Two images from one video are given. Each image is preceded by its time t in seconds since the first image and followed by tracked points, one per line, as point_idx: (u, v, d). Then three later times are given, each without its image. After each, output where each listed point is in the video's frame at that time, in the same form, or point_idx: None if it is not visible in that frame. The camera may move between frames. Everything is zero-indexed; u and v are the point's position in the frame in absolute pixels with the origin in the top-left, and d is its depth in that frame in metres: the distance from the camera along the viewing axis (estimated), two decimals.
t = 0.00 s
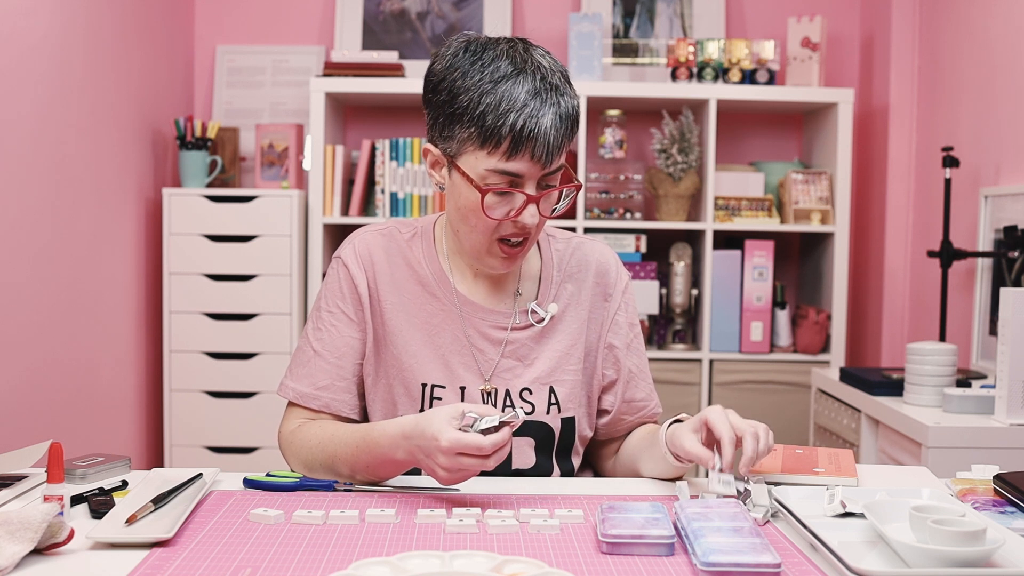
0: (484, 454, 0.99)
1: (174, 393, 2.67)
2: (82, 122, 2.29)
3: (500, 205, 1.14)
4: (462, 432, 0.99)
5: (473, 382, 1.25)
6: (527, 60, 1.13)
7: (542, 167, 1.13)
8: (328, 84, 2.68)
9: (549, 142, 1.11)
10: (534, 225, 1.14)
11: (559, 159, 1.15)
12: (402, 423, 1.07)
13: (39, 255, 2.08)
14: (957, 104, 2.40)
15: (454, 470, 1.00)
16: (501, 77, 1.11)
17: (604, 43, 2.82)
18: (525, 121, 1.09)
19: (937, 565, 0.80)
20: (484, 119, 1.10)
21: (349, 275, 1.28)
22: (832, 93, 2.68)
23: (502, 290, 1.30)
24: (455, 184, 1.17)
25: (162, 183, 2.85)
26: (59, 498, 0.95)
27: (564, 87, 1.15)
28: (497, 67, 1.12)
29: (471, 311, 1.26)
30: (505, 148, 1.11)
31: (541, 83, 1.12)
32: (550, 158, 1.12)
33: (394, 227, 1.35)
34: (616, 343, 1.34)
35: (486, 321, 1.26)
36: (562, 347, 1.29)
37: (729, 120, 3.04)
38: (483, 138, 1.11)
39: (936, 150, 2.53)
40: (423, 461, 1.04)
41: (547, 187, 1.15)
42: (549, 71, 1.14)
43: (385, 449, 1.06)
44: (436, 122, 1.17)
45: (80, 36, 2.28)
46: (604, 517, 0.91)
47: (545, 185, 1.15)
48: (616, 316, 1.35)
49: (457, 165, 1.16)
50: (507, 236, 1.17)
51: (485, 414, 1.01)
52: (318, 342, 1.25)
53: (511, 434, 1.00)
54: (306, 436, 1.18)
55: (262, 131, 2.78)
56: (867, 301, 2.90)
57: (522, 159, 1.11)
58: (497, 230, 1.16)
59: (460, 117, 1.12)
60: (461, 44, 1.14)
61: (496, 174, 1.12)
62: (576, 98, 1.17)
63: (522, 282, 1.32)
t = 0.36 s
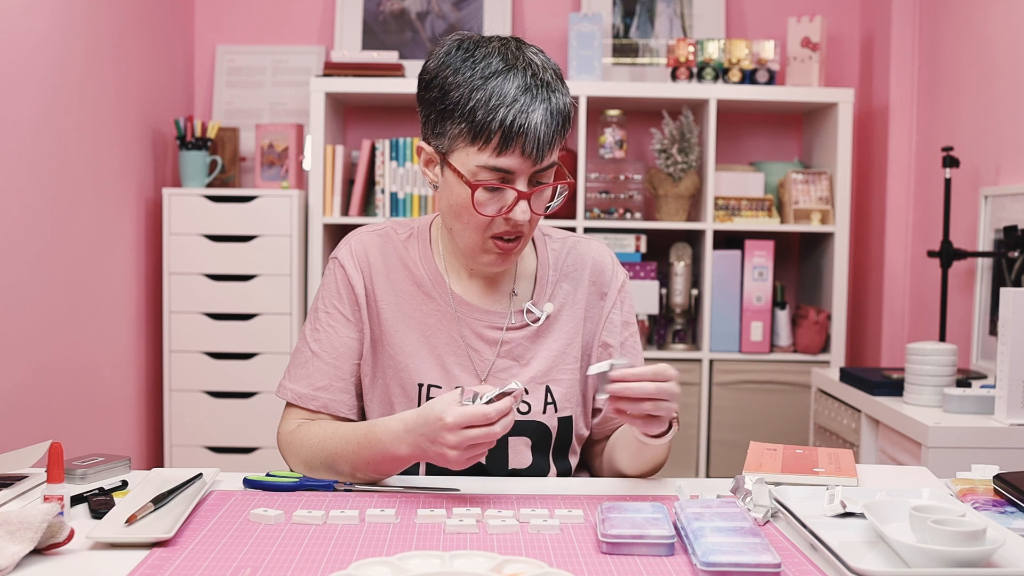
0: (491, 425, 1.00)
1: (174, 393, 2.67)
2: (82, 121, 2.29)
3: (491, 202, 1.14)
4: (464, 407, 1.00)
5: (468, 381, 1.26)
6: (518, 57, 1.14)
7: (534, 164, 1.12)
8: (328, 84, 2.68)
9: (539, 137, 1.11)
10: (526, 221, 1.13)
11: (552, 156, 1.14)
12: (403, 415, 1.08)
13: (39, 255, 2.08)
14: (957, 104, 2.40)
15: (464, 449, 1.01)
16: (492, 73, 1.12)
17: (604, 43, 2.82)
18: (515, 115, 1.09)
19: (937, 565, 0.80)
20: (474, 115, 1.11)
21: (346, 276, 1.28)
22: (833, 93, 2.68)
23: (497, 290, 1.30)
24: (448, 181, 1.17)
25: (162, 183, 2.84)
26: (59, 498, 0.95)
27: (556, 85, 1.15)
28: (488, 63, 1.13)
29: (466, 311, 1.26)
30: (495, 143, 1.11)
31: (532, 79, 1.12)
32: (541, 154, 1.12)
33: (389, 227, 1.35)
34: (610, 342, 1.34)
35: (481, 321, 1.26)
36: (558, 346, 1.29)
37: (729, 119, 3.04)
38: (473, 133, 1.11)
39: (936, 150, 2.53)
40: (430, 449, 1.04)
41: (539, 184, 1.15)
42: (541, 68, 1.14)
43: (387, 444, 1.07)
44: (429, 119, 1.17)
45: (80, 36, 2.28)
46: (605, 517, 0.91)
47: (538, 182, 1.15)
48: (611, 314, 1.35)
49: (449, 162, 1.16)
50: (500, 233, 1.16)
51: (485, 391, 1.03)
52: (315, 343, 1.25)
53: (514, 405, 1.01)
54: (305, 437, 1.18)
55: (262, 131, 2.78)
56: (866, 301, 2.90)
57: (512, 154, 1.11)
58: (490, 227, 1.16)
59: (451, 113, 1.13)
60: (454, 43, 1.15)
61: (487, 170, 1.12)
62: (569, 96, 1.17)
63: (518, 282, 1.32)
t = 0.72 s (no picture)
0: (495, 421, 1.01)
1: (174, 393, 2.67)
2: (81, 121, 2.29)
3: (486, 202, 1.14)
4: (467, 403, 1.00)
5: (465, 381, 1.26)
6: (522, 59, 1.14)
7: (531, 166, 1.12)
8: (328, 84, 2.68)
9: (538, 141, 1.11)
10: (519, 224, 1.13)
11: (549, 159, 1.14)
12: (405, 414, 1.08)
13: (39, 256, 2.08)
14: (957, 104, 2.40)
15: (469, 445, 1.01)
16: (494, 73, 1.12)
17: (604, 43, 2.82)
18: (515, 117, 1.09)
19: (937, 565, 0.80)
20: (474, 114, 1.10)
21: (343, 276, 1.28)
22: (833, 93, 2.68)
23: (492, 291, 1.30)
24: (444, 180, 1.17)
25: (162, 183, 2.84)
26: (59, 498, 0.95)
27: (558, 90, 1.15)
28: (492, 63, 1.13)
29: (462, 311, 1.26)
30: (493, 143, 1.11)
31: (534, 82, 1.12)
32: (539, 157, 1.12)
33: (387, 227, 1.35)
34: (607, 342, 1.34)
35: (477, 322, 1.26)
36: (555, 346, 1.29)
37: (729, 119, 3.04)
38: (473, 132, 1.11)
39: (936, 150, 2.53)
40: (434, 447, 1.04)
41: (534, 187, 1.15)
42: (545, 72, 1.14)
43: (391, 442, 1.07)
44: (429, 115, 1.17)
45: (80, 36, 2.28)
46: (605, 517, 0.91)
47: (533, 185, 1.15)
48: (607, 314, 1.35)
49: (446, 160, 1.16)
50: (493, 234, 1.17)
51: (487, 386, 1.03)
52: (313, 343, 1.24)
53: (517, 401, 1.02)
54: (304, 437, 1.18)
55: (262, 131, 2.78)
56: (866, 301, 2.90)
57: (510, 155, 1.11)
58: (484, 228, 1.16)
59: (451, 111, 1.13)
60: (459, 40, 1.15)
61: (483, 170, 1.12)
62: (571, 101, 1.17)
63: (514, 283, 1.31)
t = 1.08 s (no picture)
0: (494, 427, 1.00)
1: (174, 393, 2.67)
2: (82, 121, 2.29)
3: (490, 202, 1.14)
4: (467, 408, 1.00)
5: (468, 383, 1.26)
6: (526, 59, 1.14)
7: (536, 166, 1.12)
8: (328, 84, 2.68)
9: (543, 140, 1.10)
10: (524, 224, 1.12)
11: (554, 159, 1.14)
12: (406, 416, 1.08)
13: (39, 256, 2.08)
14: (957, 104, 2.40)
15: (468, 450, 1.01)
16: (499, 73, 1.12)
17: (604, 43, 2.82)
18: (520, 116, 1.09)
19: (937, 565, 0.80)
20: (479, 113, 1.11)
21: (345, 276, 1.27)
22: (833, 93, 2.68)
23: (497, 292, 1.30)
24: (449, 181, 1.17)
25: (162, 183, 2.84)
26: (59, 498, 0.95)
27: (563, 90, 1.15)
28: (497, 63, 1.13)
29: (464, 311, 1.26)
30: (497, 143, 1.11)
31: (539, 82, 1.12)
32: (544, 157, 1.11)
33: (389, 227, 1.35)
34: (609, 344, 1.34)
35: (479, 323, 1.26)
36: (557, 348, 1.29)
37: (729, 119, 3.04)
38: (477, 131, 1.11)
39: (936, 151, 2.53)
40: (433, 450, 1.04)
41: (539, 187, 1.14)
42: (549, 72, 1.15)
43: (390, 444, 1.07)
44: (434, 115, 1.17)
45: (80, 36, 2.28)
46: (605, 517, 0.91)
47: (538, 185, 1.14)
48: (610, 316, 1.35)
49: (451, 160, 1.16)
50: (497, 235, 1.16)
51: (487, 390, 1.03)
52: (315, 343, 1.24)
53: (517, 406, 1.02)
54: (305, 437, 1.18)
55: (262, 131, 2.78)
56: (866, 301, 2.90)
57: (515, 155, 1.11)
58: (488, 228, 1.15)
59: (456, 110, 1.13)
60: (464, 41, 1.15)
61: (488, 169, 1.12)
62: (575, 101, 1.17)
63: (517, 284, 1.32)
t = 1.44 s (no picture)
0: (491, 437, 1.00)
1: (174, 393, 2.67)
2: (82, 121, 2.29)
3: (493, 197, 1.13)
4: (466, 416, 1.00)
5: (480, 384, 1.25)
6: (487, 48, 1.14)
7: (526, 148, 1.11)
8: (328, 84, 2.68)
9: (523, 121, 1.10)
10: (531, 207, 1.12)
11: (542, 138, 1.13)
12: (406, 421, 1.08)
13: (39, 256, 2.08)
14: (958, 104, 2.40)
15: (464, 458, 1.01)
16: (463, 70, 1.12)
17: (604, 43, 2.82)
18: (493, 105, 1.09)
19: (937, 565, 0.80)
20: (455, 115, 1.11)
21: (354, 277, 1.28)
22: (833, 93, 2.68)
23: (512, 289, 1.29)
24: (451, 187, 1.18)
25: (162, 183, 2.84)
26: (59, 498, 0.95)
27: (531, 68, 1.14)
28: (459, 61, 1.13)
29: (478, 313, 1.26)
30: (480, 138, 1.11)
31: (503, 67, 1.12)
32: (529, 137, 1.11)
33: (400, 227, 1.35)
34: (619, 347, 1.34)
35: (493, 324, 1.26)
36: (569, 351, 1.29)
37: (729, 119, 3.04)
38: (458, 132, 1.12)
39: (936, 150, 2.53)
40: (429, 456, 1.04)
41: (537, 167, 1.14)
42: (513, 54, 1.14)
43: (389, 449, 1.07)
44: (418, 129, 1.19)
45: (80, 36, 2.28)
46: (605, 517, 0.91)
47: (536, 166, 1.14)
48: (619, 319, 1.35)
49: (445, 168, 1.17)
50: (511, 227, 1.16)
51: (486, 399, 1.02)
52: (321, 343, 1.25)
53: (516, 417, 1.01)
54: (307, 437, 1.18)
55: (262, 131, 2.78)
56: (866, 301, 2.90)
57: (501, 143, 1.11)
58: (501, 222, 1.15)
59: (435, 119, 1.14)
60: (426, 50, 1.17)
61: (481, 165, 1.12)
62: (548, 76, 1.16)
63: (530, 284, 1.31)
